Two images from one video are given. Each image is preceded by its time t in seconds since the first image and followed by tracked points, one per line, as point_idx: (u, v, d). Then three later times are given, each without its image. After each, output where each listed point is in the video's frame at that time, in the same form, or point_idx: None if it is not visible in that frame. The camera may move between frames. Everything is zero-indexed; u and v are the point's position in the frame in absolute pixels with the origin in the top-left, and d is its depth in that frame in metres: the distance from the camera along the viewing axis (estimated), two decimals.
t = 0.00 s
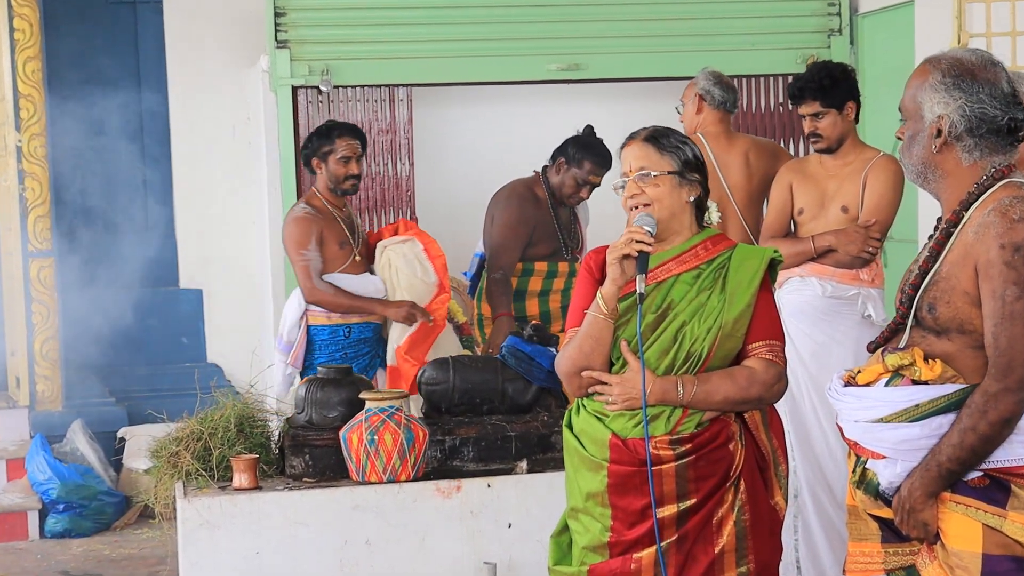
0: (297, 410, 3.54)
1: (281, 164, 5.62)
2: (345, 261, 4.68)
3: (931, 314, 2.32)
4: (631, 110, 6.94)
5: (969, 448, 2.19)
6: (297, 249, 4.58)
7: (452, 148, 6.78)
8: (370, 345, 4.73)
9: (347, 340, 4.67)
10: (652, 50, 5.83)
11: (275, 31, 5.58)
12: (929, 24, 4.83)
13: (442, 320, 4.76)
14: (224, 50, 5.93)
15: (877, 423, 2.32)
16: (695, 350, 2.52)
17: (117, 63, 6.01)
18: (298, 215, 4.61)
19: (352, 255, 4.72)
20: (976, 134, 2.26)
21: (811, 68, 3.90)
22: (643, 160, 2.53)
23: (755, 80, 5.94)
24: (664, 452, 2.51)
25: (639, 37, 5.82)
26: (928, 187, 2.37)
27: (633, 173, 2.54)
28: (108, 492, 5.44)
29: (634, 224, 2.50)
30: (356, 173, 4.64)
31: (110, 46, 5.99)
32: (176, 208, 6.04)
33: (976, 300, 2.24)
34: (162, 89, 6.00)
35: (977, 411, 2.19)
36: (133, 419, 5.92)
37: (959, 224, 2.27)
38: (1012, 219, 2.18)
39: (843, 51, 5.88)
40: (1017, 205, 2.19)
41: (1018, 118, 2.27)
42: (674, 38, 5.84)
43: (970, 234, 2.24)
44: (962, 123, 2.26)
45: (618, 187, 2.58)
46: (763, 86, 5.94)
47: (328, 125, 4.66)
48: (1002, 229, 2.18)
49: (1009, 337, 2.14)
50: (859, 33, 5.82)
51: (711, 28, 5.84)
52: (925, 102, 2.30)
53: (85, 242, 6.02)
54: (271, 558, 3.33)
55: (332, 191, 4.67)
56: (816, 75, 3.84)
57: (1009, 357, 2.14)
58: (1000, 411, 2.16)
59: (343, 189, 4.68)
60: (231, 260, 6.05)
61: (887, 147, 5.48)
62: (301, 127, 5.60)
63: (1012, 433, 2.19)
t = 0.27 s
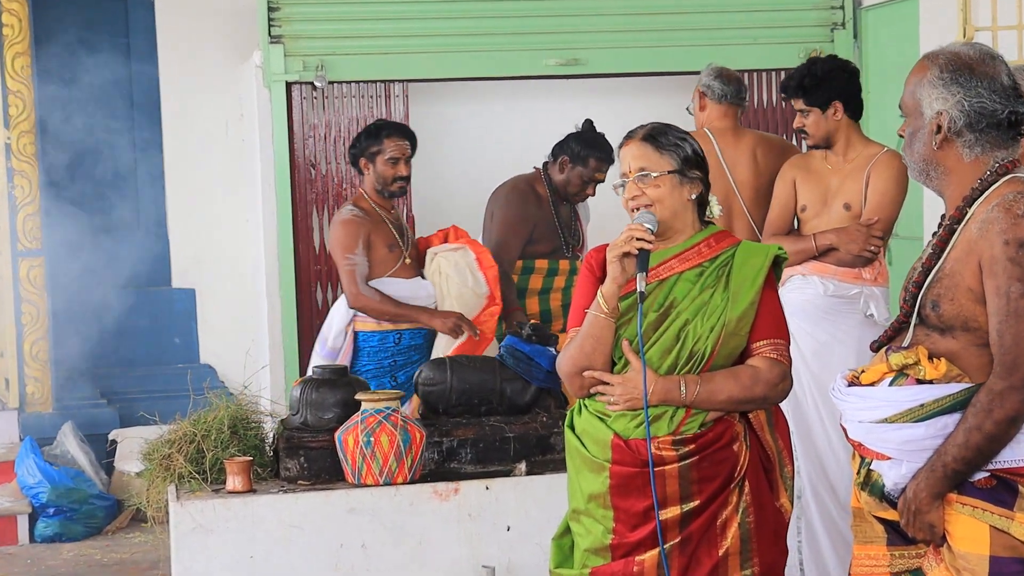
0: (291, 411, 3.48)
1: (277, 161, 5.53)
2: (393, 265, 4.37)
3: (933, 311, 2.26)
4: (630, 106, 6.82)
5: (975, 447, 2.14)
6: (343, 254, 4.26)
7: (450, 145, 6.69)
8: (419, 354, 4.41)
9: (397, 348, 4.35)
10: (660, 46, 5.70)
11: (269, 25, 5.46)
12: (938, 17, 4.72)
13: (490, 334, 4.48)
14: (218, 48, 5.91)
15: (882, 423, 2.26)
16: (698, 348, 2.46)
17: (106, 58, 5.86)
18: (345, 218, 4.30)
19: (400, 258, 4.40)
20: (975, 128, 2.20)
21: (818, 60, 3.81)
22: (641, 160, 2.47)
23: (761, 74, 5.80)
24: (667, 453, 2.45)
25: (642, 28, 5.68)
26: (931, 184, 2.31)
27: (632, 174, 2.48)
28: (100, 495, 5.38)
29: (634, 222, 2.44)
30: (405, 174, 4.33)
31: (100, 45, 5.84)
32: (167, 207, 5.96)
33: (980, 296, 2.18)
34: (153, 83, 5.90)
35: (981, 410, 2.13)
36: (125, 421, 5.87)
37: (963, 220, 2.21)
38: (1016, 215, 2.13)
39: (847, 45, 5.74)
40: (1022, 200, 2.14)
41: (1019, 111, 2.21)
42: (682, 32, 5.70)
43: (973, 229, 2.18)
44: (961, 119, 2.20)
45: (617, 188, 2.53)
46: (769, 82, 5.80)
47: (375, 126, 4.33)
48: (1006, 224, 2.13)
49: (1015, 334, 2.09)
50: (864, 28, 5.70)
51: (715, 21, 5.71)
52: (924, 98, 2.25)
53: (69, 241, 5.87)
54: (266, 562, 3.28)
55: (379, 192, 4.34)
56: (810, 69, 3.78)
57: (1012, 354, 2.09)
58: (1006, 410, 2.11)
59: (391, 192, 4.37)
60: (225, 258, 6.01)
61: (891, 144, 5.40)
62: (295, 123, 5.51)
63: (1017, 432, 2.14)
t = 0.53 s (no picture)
0: (285, 412, 3.42)
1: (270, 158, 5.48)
2: (442, 256, 4.14)
3: (937, 309, 2.21)
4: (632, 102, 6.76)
5: (980, 447, 2.09)
6: (382, 243, 4.04)
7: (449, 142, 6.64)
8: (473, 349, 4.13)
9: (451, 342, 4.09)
10: (661, 40, 5.63)
11: (261, 20, 5.40)
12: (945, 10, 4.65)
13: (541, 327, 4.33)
14: (211, 45, 5.84)
15: (886, 423, 2.20)
16: (702, 346, 2.41)
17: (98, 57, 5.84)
18: (390, 207, 4.08)
19: (450, 249, 4.17)
20: (976, 124, 2.15)
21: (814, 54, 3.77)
22: (647, 151, 2.43)
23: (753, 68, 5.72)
24: (671, 453, 2.40)
25: (642, 24, 5.62)
26: (933, 181, 2.25)
27: (636, 164, 2.44)
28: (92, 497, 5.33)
29: (635, 218, 2.41)
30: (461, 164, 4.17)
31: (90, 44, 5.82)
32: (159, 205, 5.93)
33: (983, 294, 2.13)
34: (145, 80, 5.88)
35: (986, 410, 2.08)
36: (117, 422, 5.83)
37: (966, 217, 2.16)
38: (1019, 211, 2.07)
39: (849, 39, 5.67)
40: None
41: (1022, 106, 2.15)
42: (682, 26, 5.63)
43: (976, 226, 2.12)
44: (962, 114, 2.15)
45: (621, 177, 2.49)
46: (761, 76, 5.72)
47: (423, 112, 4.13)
48: (1010, 220, 2.07)
49: (1020, 333, 2.04)
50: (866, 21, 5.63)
51: (715, 16, 5.64)
52: (924, 93, 2.20)
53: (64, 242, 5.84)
54: (261, 564, 3.23)
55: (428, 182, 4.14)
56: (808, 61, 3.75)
57: (1018, 353, 2.04)
58: (1012, 409, 2.06)
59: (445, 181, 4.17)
60: (220, 264, 5.92)
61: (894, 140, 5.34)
62: (289, 119, 5.47)
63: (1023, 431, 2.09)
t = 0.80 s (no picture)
0: (284, 413, 3.42)
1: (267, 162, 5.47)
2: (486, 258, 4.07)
3: (934, 311, 2.21)
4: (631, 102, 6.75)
5: (976, 449, 2.09)
6: (437, 248, 3.95)
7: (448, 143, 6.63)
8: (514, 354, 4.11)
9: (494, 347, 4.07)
10: (659, 41, 5.61)
11: (260, 21, 5.37)
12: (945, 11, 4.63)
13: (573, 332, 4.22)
14: (208, 45, 5.84)
15: (884, 425, 2.20)
16: (705, 348, 2.41)
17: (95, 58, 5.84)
18: (442, 210, 3.95)
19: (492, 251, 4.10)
20: (968, 125, 2.15)
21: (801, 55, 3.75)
22: (651, 154, 2.42)
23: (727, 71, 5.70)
24: (674, 453, 2.41)
25: (642, 25, 5.60)
26: (929, 183, 2.25)
27: (641, 167, 2.43)
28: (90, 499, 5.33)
29: (640, 219, 2.40)
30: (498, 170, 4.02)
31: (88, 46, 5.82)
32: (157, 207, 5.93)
33: (981, 296, 2.13)
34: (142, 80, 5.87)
35: (984, 412, 2.08)
36: (115, 423, 5.83)
37: (963, 219, 2.16)
38: (1016, 213, 2.07)
39: (848, 41, 5.65)
40: (1023, 197, 2.08)
41: (1013, 107, 2.15)
42: (681, 28, 5.61)
43: (974, 228, 2.12)
44: (954, 116, 2.15)
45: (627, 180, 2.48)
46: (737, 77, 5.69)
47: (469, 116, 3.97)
48: (1007, 222, 2.07)
49: (1017, 334, 2.04)
50: (865, 23, 5.61)
51: (716, 18, 5.61)
52: (917, 95, 2.20)
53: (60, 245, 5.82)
54: (260, 566, 3.23)
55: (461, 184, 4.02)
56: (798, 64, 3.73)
57: (1015, 354, 2.04)
58: (1008, 411, 2.06)
59: (487, 180, 4.09)
60: (217, 263, 5.94)
61: (891, 142, 5.33)
62: (287, 121, 5.46)
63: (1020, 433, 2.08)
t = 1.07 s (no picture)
0: (283, 411, 3.42)
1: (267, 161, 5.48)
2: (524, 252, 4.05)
3: (928, 308, 2.21)
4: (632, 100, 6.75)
5: (966, 446, 2.09)
6: (500, 246, 3.89)
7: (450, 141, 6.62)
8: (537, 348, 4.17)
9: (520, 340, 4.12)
10: (660, 38, 5.58)
11: (259, 18, 5.37)
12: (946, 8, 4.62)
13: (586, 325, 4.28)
14: (207, 42, 5.81)
15: (878, 422, 2.20)
16: (710, 345, 2.41)
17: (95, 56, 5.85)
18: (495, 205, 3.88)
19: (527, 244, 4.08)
20: (943, 126, 2.16)
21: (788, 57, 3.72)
22: (656, 156, 2.42)
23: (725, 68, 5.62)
24: (678, 449, 2.41)
25: (642, 22, 5.58)
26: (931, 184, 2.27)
27: (647, 169, 2.43)
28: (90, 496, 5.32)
29: (645, 217, 2.40)
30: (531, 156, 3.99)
31: (88, 44, 5.83)
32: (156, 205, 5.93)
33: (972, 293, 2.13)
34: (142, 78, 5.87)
35: (973, 408, 2.09)
36: (115, 421, 5.82)
37: (955, 216, 2.16)
38: (1004, 208, 2.08)
39: (847, 38, 5.62)
40: (1010, 193, 2.09)
41: (987, 104, 2.14)
42: (682, 25, 5.59)
43: (965, 224, 2.13)
44: (928, 120, 2.17)
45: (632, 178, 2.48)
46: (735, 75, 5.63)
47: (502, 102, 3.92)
48: (995, 218, 2.08)
49: (1005, 330, 2.04)
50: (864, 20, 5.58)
51: (714, 15, 5.59)
52: (899, 99, 2.22)
53: (63, 241, 5.88)
54: (260, 563, 3.23)
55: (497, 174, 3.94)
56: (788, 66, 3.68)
57: (1003, 350, 2.05)
58: (997, 406, 2.06)
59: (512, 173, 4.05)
60: (217, 260, 5.93)
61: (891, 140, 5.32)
62: (287, 119, 5.46)
63: (1011, 429, 2.09)
